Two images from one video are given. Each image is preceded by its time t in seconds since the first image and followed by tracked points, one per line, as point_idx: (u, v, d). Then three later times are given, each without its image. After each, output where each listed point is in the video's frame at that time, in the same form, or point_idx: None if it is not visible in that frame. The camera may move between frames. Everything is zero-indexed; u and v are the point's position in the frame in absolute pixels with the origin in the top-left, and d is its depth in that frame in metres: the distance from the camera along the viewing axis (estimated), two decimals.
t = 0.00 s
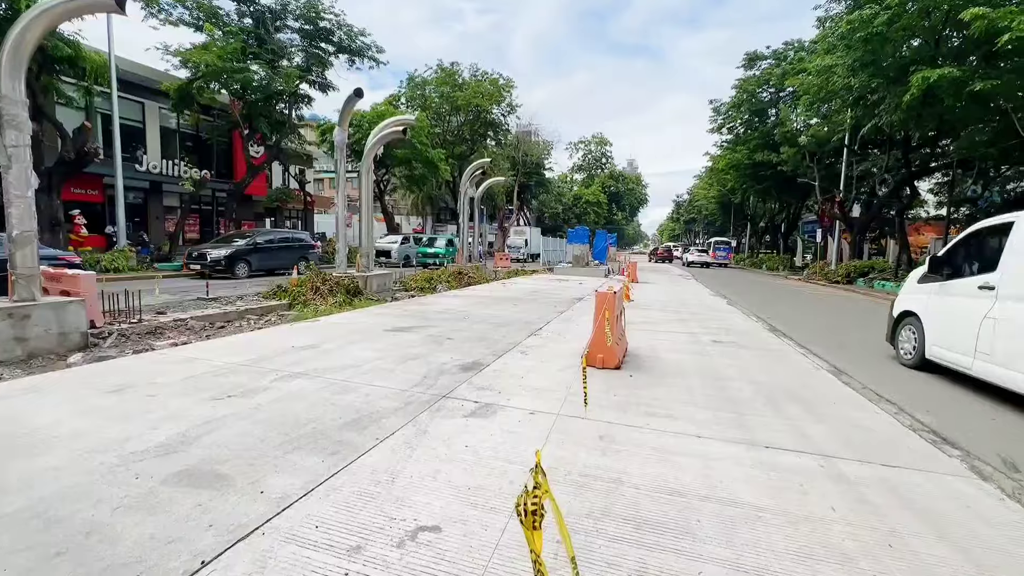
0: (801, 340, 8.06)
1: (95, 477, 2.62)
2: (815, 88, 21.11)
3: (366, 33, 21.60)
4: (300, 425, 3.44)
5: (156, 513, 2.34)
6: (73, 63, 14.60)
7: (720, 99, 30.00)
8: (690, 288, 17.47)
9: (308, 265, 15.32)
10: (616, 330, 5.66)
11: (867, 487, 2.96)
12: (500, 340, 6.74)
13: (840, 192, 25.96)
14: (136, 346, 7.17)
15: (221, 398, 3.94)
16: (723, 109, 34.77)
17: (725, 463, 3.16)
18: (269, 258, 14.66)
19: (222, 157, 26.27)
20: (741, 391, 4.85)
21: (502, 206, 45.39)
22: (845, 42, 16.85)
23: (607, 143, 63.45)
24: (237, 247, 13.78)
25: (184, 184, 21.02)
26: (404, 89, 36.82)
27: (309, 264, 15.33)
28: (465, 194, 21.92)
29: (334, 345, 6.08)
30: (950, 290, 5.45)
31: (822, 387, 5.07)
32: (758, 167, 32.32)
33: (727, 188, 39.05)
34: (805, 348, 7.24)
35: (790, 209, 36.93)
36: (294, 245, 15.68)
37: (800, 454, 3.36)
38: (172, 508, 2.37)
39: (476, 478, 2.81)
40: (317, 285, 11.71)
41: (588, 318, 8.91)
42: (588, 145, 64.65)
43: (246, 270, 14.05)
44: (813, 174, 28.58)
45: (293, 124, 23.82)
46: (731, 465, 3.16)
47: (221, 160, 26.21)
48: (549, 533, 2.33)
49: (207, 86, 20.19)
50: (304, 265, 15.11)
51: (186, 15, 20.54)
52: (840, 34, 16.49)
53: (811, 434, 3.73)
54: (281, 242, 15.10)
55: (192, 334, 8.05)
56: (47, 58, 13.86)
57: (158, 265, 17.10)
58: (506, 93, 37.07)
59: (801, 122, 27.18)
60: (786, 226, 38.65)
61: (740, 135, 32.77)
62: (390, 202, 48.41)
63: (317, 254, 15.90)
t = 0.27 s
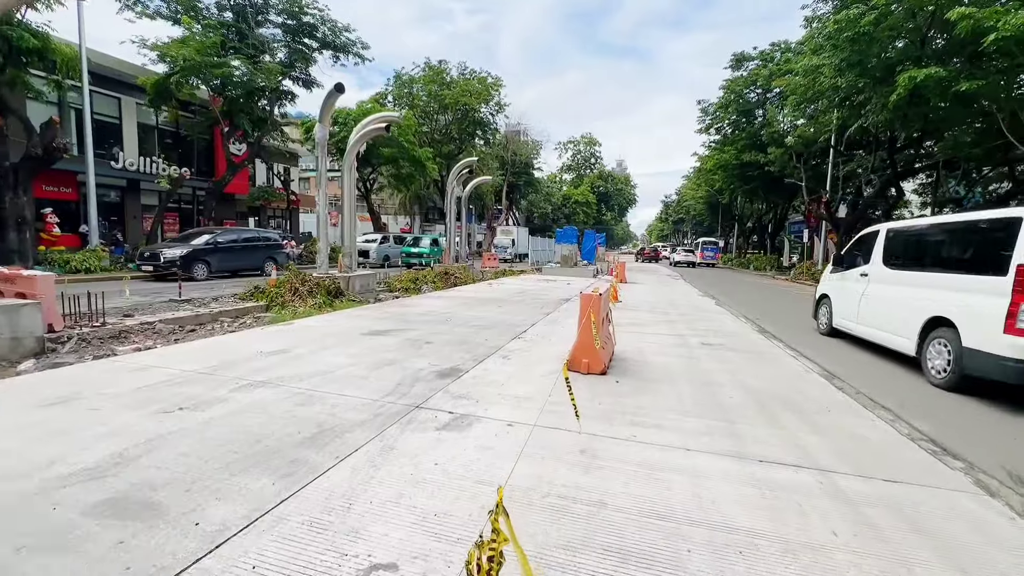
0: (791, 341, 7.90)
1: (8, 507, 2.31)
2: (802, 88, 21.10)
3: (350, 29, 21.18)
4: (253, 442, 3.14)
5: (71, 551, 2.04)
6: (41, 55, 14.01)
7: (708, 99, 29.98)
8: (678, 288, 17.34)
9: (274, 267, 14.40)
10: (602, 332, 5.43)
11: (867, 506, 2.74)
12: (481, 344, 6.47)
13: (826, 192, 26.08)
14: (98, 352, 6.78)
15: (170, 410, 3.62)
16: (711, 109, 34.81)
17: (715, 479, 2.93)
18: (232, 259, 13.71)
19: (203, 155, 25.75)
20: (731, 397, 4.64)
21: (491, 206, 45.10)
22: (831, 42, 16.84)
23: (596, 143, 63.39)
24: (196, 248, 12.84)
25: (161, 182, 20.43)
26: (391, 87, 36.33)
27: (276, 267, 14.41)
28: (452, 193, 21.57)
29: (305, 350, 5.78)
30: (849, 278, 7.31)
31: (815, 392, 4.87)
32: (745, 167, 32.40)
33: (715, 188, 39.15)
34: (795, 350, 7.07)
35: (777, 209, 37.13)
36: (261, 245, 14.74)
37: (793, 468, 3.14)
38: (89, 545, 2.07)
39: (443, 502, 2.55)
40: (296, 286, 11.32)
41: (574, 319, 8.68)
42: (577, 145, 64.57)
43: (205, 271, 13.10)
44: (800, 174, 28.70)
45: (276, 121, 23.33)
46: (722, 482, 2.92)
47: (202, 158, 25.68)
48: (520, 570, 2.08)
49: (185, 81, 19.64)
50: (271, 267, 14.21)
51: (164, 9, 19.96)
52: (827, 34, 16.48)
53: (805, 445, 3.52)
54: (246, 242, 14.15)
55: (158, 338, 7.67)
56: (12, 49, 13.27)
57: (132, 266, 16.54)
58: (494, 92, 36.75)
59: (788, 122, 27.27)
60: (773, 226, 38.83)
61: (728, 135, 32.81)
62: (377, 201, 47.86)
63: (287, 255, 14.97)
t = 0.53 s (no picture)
0: (786, 343, 7.75)
1: None
2: (792, 88, 21.05)
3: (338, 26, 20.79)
4: (211, 462, 2.87)
5: None
6: (12, 48, 13.49)
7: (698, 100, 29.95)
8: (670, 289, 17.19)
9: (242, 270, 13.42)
10: (592, 336, 5.20)
11: (879, 526, 2.55)
12: (468, 348, 6.22)
13: (816, 192, 26.16)
14: (64, 357, 6.44)
15: (124, 425, 3.33)
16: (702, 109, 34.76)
17: (714, 499, 2.71)
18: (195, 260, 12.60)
19: (187, 154, 25.23)
20: (728, 405, 4.42)
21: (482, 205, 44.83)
22: (822, 41, 16.78)
23: (588, 143, 63.26)
24: (155, 247, 11.70)
25: (142, 180, 19.91)
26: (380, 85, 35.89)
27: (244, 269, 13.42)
28: (442, 192, 21.27)
29: (282, 356, 5.48)
30: (794, 270, 9.40)
31: (814, 398, 4.68)
32: (736, 167, 32.42)
33: (705, 188, 39.19)
34: (791, 353, 6.91)
35: (767, 209, 37.24)
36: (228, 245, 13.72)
37: (797, 484, 2.93)
38: None
39: (418, 530, 2.31)
40: (279, 287, 10.97)
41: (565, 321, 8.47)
42: (568, 145, 64.46)
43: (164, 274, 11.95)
44: (790, 174, 28.73)
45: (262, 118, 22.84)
46: (722, 500, 2.71)
47: (187, 157, 25.19)
48: None
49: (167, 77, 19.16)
50: (239, 270, 13.24)
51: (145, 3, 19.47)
52: (818, 33, 16.42)
53: (808, 457, 3.32)
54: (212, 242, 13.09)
55: (130, 343, 7.31)
56: None
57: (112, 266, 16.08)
58: (485, 91, 36.46)
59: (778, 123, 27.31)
60: (763, 226, 38.94)
61: (718, 135, 32.80)
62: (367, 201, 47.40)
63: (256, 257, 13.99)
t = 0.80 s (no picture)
0: (784, 345, 7.54)
1: None
2: (783, 86, 20.94)
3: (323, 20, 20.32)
4: (156, 490, 2.53)
5: None
6: None
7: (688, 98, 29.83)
8: (662, 288, 17.00)
9: (202, 272, 12.67)
10: (584, 341, 4.92)
11: (905, 554, 2.29)
12: (454, 352, 5.90)
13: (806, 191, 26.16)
14: (20, 365, 6.01)
15: (65, 445, 2.98)
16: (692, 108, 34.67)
17: (722, 527, 2.43)
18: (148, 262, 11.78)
19: (169, 151, 24.62)
20: (729, 413, 4.16)
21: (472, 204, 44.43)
22: (813, 38, 16.68)
23: (578, 142, 63.05)
24: (102, 248, 10.83)
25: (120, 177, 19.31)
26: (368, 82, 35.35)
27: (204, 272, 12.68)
28: (430, 191, 20.87)
29: (255, 362, 5.14)
30: (753, 266, 11.76)
31: (818, 404, 4.44)
32: (726, 166, 32.38)
33: (696, 187, 39.16)
34: (789, 355, 6.69)
35: (758, 208, 37.29)
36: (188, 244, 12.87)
37: (810, 507, 2.66)
38: None
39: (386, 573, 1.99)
40: (259, 288, 10.56)
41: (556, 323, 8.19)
42: (559, 144, 64.18)
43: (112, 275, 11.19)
44: (780, 173, 28.72)
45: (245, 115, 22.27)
46: (730, 528, 2.43)
47: (168, 155, 24.57)
48: None
49: (146, 72, 18.61)
50: (198, 272, 12.52)
51: None
52: (810, 30, 16.31)
53: (819, 473, 3.07)
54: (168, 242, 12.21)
55: (96, 348, 6.90)
56: None
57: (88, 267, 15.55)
58: (474, 88, 36.08)
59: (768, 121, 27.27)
60: (753, 225, 39.00)
61: (708, 134, 32.72)
62: (355, 200, 46.78)
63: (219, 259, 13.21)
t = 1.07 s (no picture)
0: (781, 348, 7.34)
1: None
2: (776, 84, 20.81)
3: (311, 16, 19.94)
4: (90, 522, 2.25)
5: None
6: None
7: (681, 97, 29.66)
8: (656, 288, 16.79)
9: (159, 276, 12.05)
10: (573, 347, 4.67)
11: None
12: (439, 357, 5.64)
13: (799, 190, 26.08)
14: None
15: None
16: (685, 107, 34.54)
17: (721, 557, 2.19)
18: (100, 265, 11.05)
19: (153, 150, 24.17)
20: (726, 422, 3.94)
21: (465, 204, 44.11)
22: (806, 36, 16.55)
23: (571, 142, 62.80)
24: (48, 249, 10.10)
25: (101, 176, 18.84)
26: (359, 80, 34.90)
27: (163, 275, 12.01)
28: (421, 190, 20.54)
29: (226, 367, 4.84)
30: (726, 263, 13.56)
31: (820, 412, 4.22)
32: (719, 165, 32.30)
33: (689, 186, 39.07)
34: (786, 358, 6.49)
35: (751, 207, 37.24)
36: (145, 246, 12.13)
37: (817, 531, 2.43)
38: None
39: None
40: (242, 290, 10.24)
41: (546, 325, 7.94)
42: (552, 143, 63.90)
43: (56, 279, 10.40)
44: (773, 172, 28.64)
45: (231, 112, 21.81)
46: (730, 559, 2.19)
47: (153, 153, 24.13)
48: None
49: (128, 68, 18.15)
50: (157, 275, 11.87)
51: None
52: (803, 28, 16.20)
53: (823, 491, 2.85)
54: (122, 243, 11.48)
55: (62, 354, 6.55)
56: None
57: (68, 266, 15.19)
58: (467, 87, 35.75)
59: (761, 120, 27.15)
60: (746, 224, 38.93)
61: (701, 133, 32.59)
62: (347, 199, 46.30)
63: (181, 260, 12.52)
